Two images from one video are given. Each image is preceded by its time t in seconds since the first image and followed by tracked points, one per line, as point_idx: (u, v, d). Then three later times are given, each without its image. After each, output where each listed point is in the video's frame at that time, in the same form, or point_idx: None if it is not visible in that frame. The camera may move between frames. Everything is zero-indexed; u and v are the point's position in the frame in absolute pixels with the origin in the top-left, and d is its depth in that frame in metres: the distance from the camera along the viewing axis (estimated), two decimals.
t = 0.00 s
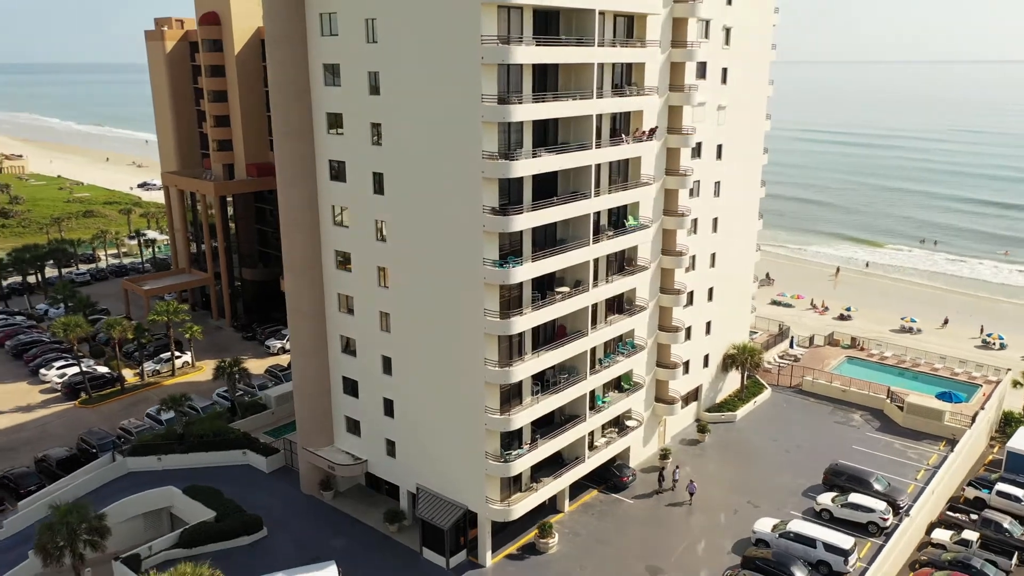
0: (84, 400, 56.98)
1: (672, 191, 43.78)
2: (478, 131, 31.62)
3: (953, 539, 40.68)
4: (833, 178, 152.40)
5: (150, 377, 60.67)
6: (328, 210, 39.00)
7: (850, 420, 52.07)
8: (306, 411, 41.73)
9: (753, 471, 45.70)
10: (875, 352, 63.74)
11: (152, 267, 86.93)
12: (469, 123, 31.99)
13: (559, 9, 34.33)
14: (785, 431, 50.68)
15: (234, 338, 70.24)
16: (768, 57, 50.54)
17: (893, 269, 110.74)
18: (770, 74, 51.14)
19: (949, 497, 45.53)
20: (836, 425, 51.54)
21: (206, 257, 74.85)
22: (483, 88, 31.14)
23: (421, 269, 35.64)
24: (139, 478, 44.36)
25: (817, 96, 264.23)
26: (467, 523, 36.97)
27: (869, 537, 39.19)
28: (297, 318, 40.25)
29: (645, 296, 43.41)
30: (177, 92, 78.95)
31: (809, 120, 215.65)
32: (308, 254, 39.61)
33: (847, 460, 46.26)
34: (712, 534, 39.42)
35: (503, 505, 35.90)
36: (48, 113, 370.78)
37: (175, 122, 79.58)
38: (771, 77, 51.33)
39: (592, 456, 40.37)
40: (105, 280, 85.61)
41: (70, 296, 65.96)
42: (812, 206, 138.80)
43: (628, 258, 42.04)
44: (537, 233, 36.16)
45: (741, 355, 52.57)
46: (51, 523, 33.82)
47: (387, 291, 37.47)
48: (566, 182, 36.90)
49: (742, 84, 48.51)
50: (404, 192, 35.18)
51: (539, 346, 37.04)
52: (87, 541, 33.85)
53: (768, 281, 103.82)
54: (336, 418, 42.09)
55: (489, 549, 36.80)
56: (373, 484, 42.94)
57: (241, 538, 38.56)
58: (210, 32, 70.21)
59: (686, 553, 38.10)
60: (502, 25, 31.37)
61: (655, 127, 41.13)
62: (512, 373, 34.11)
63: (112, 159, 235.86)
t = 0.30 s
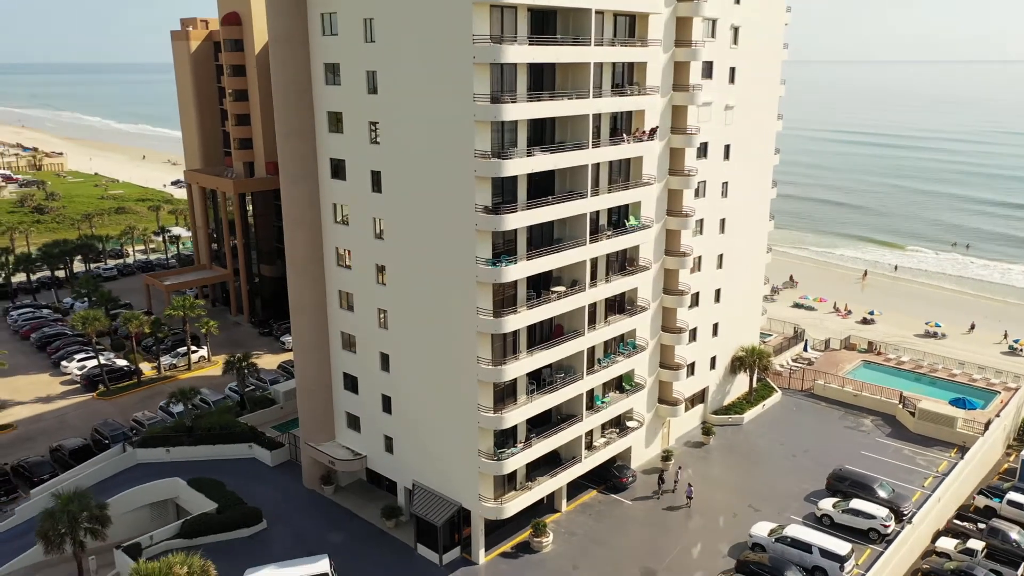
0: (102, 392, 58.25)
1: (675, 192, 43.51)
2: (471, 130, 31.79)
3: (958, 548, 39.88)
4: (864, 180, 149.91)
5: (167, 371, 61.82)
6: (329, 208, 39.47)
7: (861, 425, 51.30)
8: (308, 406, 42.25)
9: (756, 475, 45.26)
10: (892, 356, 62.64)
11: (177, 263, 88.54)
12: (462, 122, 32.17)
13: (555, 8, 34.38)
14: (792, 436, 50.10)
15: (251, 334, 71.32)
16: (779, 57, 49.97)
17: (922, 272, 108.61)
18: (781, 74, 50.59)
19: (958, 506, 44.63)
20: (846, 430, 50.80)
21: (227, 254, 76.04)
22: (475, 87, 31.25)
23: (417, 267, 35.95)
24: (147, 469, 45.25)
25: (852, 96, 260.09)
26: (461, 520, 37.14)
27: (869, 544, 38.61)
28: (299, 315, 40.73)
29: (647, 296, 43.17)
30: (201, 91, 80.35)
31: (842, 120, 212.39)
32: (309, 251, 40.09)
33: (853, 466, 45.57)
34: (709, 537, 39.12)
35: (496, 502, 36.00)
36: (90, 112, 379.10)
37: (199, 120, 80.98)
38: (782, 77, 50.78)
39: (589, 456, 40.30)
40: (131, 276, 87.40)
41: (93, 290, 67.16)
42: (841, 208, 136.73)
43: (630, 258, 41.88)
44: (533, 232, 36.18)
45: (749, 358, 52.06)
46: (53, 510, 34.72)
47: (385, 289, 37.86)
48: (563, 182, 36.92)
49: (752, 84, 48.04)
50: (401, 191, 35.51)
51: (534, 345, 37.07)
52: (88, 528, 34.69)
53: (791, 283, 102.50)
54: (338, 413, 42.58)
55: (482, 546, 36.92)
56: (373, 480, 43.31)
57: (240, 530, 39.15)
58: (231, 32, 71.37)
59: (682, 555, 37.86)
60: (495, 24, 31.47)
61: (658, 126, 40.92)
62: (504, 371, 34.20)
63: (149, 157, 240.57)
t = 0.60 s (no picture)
0: (119, 384, 59.49)
1: (678, 192, 43.33)
2: (463, 128, 31.95)
3: (962, 557, 39.06)
4: (895, 182, 147.25)
5: (183, 365, 62.93)
6: (330, 206, 39.92)
7: (871, 430, 50.50)
8: (309, 402, 42.73)
9: (759, 478, 44.82)
10: (909, 361, 61.55)
11: (200, 260, 90.00)
12: (454, 120, 32.33)
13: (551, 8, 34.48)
14: (799, 440, 49.51)
15: (268, 330, 72.27)
16: (790, 56, 49.44)
17: (951, 276, 106.39)
18: (792, 73, 50.08)
19: (967, 514, 43.70)
20: (854, 435, 50.07)
21: (246, 250, 77.16)
22: (466, 87, 31.41)
23: (412, 265, 36.23)
24: (155, 461, 46.17)
25: (887, 96, 255.74)
26: (455, 517, 37.32)
27: (869, 550, 38.01)
28: (301, 313, 41.25)
29: (648, 297, 43.00)
30: (223, 91, 81.73)
31: (875, 121, 208.94)
32: (311, 250, 40.57)
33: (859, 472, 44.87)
34: (705, 540, 38.84)
35: (488, 500, 36.12)
36: (130, 111, 386.92)
37: (221, 119, 82.32)
38: (793, 77, 50.27)
39: (586, 456, 40.24)
40: (156, 271, 89.11)
41: (114, 285, 68.68)
42: (870, 210, 134.51)
43: (631, 258, 41.75)
44: (528, 232, 36.26)
45: (757, 360, 51.58)
46: (56, 499, 35.55)
47: (382, 286, 38.22)
48: (559, 181, 36.95)
49: (761, 84, 47.59)
50: (397, 188, 35.82)
51: (529, 344, 37.13)
52: (89, 516, 35.55)
53: (814, 286, 101.12)
54: (339, 409, 43.05)
55: (475, 544, 37.07)
56: (374, 476, 43.68)
57: (240, 522, 39.76)
58: (252, 32, 72.48)
59: (676, 557, 37.64)
60: (487, 24, 31.62)
61: (659, 126, 40.78)
62: (496, 370, 34.32)
63: (184, 155, 244.87)
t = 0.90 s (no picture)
0: (138, 377, 60.79)
1: (683, 192, 43.08)
2: (457, 128, 32.09)
3: (967, 567, 38.22)
4: (930, 184, 144.24)
5: (201, 359, 64.09)
6: (333, 203, 40.36)
7: (882, 436, 49.66)
8: (313, 397, 43.28)
9: (763, 483, 44.34)
10: (928, 367, 60.33)
11: (224, 256, 91.47)
12: (448, 120, 32.47)
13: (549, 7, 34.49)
14: (807, 444, 48.87)
15: (287, 326, 73.24)
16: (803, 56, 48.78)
17: (983, 281, 103.91)
18: (805, 73, 49.44)
19: (976, 523, 42.77)
20: (865, 440, 49.29)
21: (267, 247, 78.26)
22: (460, 86, 31.54)
23: (410, 263, 36.50)
24: (166, 453, 47.09)
25: (925, 96, 250.67)
26: (450, 515, 37.57)
27: (869, 557, 37.42)
28: (306, 309, 41.84)
29: (651, 297, 42.78)
30: (248, 90, 82.98)
31: (912, 121, 204.85)
32: (316, 248, 41.13)
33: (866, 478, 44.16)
34: (702, 543, 38.58)
35: (482, 498, 36.32)
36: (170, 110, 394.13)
37: (246, 117, 83.59)
38: (806, 77, 49.60)
39: (585, 456, 40.19)
40: (182, 267, 90.82)
41: (137, 280, 70.19)
42: (902, 212, 131.89)
43: (633, 258, 41.60)
44: (525, 231, 36.33)
45: (766, 363, 51.01)
46: (62, 487, 36.38)
47: (382, 283, 38.54)
48: (557, 181, 36.95)
49: (771, 84, 47.03)
50: (395, 187, 36.11)
51: (526, 343, 37.19)
52: (93, 503, 36.44)
53: (840, 289, 99.55)
54: (342, 405, 43.54)
55: (470, 541, 37.24)
56: (376, 471, 44.10)
57: (242, 514, 40.43)
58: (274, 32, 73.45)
59: (671, 560, 37.44)
60: (481, 24, 31.75)
61: (662, 126, 40.57)
62: (490, 368, 34.46)
63: (220, 153, 248.81)
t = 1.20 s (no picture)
0: (157, 369, 62.04)
1: (688, 192, 42.81)
2: (452, 127, 32.26)
3: None
4: (966, 186, 140.98)
5: (219, 353, 65.20)
6: (337, 202, 40.83)
7: (893, 442, 48.80)
8: (318, 392, 43.85)
9: (767, 486, 43.87)
10: (948, 373, 59.11)
11: (249, 252, 92.89)
12: (444, 119, 32.66)
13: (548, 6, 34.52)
14: (815, 449, 48.21)
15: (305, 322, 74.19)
16: (816, 55, 48.14)
17: (1016, 286, 101.31)
18: (818, 72, 48.76)
19: (985, 532, 41.80)
20: (875, 446, 48.50)
21: (288, 244, 79.33)
22: (454, 85, 31.72)
23: (408, 261, 36.77)
24: (177, 444, 48.00)
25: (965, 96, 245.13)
26: (446, 511, 37.79)
27: (869, 564, 36.84)
28: (311, 306, 42.43)
29: (654, 298, 42.57)
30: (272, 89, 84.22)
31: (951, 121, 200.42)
32: (321, 246, 41.69)
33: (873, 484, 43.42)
34: (699, 545, 38.33)
35: (476, 495, 36.48)
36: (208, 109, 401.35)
37: (270, 116, 84.84)
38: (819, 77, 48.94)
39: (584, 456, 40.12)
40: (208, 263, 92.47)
41: (160, 275, 71.63)
42: (935, 215, 129.18)
43: (636, 258, 41.46)
44: (523, 230, 36.41)
45: (776, 366, 50.41)
46: (69, 476, 37.52)
47: (382, 281, 38.90)
48: (556, 180, 36.94)
49: (782, 83, 46.50)
50: (395, 186, 36.42)
51: (523, 341, 37.28)
52: (99, 493, 37.46)
53: (866, 293, 97.83)
54: (346, 401, 44.03)
55: (465, 538, 37.41)
56: (379, 467, 44.51)
57: (245, 507, 41.10)
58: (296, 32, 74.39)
59: (667, 562, 37.24)
60: (476, 23, 31.91)
61: (666, 125, 40.36)
62: (484, 366, 34.61)
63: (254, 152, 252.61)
